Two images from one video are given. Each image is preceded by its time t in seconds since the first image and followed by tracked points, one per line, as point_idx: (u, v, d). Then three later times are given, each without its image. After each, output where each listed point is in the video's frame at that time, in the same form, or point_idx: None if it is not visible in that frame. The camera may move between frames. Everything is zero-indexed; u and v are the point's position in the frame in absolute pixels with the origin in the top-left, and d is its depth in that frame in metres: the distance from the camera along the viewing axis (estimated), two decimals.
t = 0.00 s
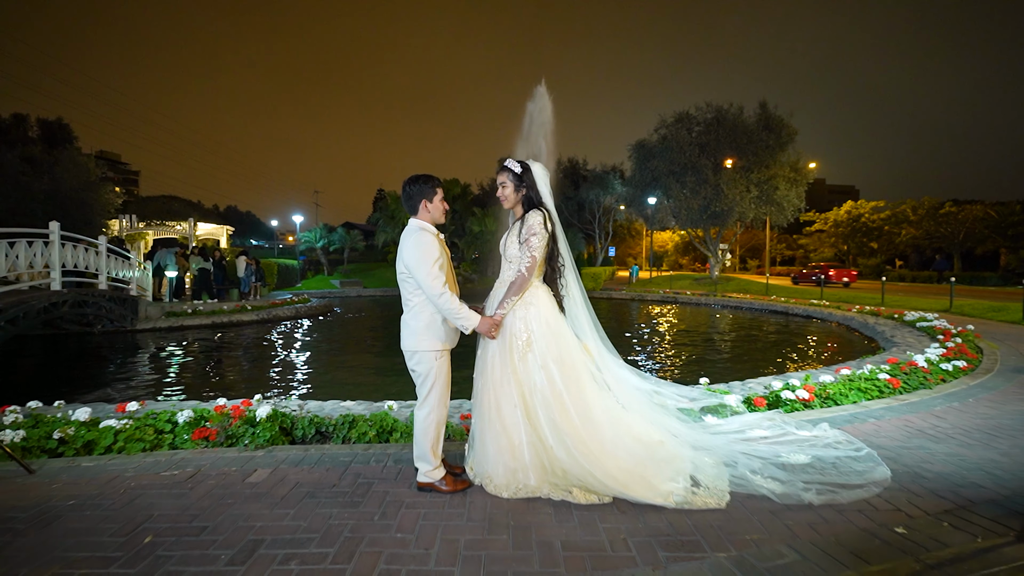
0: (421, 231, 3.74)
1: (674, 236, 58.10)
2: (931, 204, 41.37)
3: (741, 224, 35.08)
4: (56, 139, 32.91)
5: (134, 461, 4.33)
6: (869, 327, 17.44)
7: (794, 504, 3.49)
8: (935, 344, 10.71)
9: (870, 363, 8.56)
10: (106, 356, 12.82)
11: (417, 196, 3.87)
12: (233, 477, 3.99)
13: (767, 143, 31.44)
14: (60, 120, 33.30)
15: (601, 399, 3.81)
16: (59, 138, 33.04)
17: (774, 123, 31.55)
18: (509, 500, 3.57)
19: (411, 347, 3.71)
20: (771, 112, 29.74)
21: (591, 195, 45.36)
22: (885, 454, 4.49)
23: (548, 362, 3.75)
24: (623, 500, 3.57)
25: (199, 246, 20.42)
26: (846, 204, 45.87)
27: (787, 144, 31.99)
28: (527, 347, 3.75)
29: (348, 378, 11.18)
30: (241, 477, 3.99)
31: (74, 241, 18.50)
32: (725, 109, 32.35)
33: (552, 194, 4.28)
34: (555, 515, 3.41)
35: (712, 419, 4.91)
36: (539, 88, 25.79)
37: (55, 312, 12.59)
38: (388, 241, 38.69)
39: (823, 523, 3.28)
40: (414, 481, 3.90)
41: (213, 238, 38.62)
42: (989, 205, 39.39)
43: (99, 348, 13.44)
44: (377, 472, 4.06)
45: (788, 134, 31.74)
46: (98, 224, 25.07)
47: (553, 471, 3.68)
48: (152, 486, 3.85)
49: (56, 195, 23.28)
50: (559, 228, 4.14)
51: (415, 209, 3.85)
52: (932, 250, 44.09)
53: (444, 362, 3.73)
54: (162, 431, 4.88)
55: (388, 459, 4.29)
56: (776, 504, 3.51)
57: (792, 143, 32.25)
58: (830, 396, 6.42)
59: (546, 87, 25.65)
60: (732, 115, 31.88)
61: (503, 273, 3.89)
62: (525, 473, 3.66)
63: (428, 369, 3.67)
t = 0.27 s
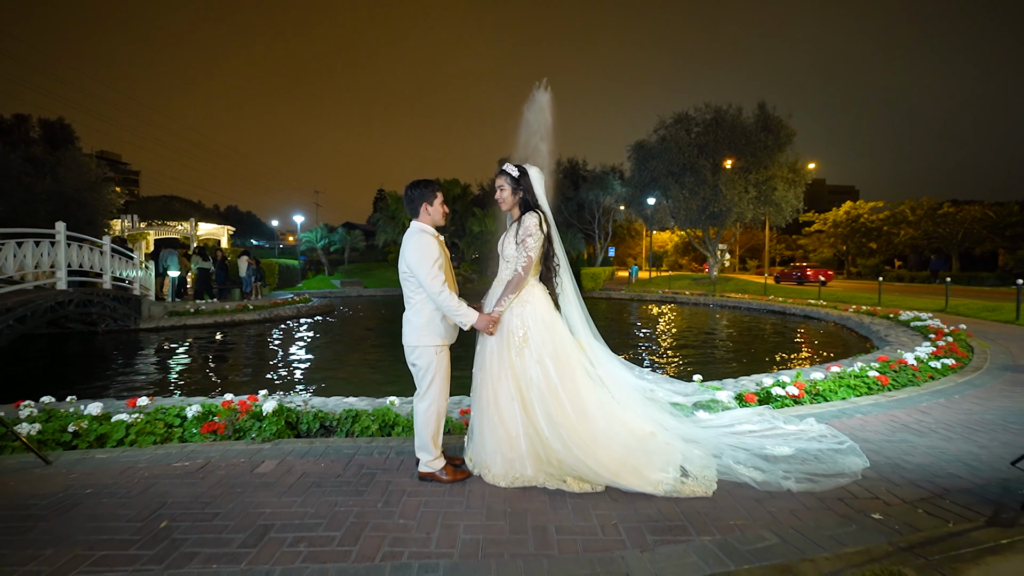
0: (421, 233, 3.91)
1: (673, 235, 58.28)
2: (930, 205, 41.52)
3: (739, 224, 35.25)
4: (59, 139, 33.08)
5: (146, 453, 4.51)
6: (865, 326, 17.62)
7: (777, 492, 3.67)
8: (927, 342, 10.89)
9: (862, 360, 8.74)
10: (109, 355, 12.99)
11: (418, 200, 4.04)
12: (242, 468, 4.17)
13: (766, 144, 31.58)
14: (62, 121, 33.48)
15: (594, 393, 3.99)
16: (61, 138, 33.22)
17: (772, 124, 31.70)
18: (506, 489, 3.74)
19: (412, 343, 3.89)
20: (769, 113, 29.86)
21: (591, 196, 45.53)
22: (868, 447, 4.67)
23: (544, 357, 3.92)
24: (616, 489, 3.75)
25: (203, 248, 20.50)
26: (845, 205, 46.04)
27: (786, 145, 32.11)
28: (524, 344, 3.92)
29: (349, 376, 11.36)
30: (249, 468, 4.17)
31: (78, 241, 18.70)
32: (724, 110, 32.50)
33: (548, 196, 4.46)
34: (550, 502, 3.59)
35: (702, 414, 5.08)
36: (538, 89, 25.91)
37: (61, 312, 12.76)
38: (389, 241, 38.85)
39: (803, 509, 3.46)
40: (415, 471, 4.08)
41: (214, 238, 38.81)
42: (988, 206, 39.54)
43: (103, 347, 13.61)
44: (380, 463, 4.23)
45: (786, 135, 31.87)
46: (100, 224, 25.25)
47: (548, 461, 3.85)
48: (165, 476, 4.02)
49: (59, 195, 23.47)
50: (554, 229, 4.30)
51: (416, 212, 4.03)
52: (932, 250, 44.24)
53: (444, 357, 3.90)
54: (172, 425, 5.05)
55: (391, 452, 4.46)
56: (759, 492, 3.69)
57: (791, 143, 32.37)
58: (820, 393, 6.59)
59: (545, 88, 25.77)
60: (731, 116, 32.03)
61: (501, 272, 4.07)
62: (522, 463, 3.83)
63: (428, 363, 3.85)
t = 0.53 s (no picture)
0: (423, 233, 4.08)
1: (673, 235, 58.40)
2: (928, 205, 41.71)
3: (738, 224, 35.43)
4: (60, 140, 33.22)
5: (158, 445, 4.68)
6: (861, 326, 17.80)
7: (762, 481, 3.85)
8: (920, 341, 11.07)
9: (853, 358, 8.92)
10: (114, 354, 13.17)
11: (420, 202, 4.21)
12: (251, 459, 4.34)
13: (765, 145, 31.72)
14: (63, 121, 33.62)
15: (589, 387, 4.17)
16: (63, 139, 33.37)
17: (771, 125, 31.85)
18: (505, 478, 3.92)
19: (413, 337, 4.06)
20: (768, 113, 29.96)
21: (591, 196, 45.69)
22: (854, 440, 4.84)
23: (541, 352, 4.10)
24: (609, 477, 3.92)
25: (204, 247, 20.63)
26: (844, 205, 46.22)
27: (784, 145, 32.22)
28: (522, 339, 4.10)
29: (351, 375, 11.53)
30: (258, 459, 4.35)
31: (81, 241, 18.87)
32: (723, 110, 32.64)
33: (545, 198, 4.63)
34: (546, 490, 3.77)
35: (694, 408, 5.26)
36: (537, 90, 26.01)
37: (68, 311, 12.94)
38: (389, 241, 39.00)
39: (787, 496, 3.64)
40: (417, 462, 4.26)
41: (216, 238, 38.99)
42: (987, 206, 39.72)
43: (107, 346, 13.78)
44: (383, 454, 4.41)
45: (785, 135, 32.00)
46: (103, 224, 25.41)
47: (545, 451, 4.03)
48: (178, 466, 4.20)
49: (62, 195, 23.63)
50: (551, 230, 4.47)
51: (418, 213, 4.20)
52: (931, 250, 44.42)
53: (444, 350, 4.07)
54: (182, 419, 5.23)
55: (393, 444, 4.64)
56: (745, 480, 3.87)
57: (789, 144, 32.48)
58: (811, 388, 6.77)
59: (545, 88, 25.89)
60: (729, 116, 32.18)
61: (500, 271, 4.24)
62: (520, 453, 4.00)
63: (429, 356, 4.02)
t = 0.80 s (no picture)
0: (424, 233, 4.25)
1: (672, 235, 58.57)
2: (927, 205, 41.89)
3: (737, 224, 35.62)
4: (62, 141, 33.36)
5: (169, 436, 4.86)
6: (857, 325, 17.99)
7: (749, 470, 4.03)
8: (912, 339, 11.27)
9: (846, 355, 9.10)
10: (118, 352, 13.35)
11: (421, 203, 4.37)
12: (260, 450, 4.52)
13: (763, 145, 31.90)
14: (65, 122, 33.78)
15: (584, 381, 4.34)
16: (64, 139, 33.53)
17: (769, 125, 32.03)
18: (504, 467, 4.10)
19: (415, 331, 4.24)
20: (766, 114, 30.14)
21: (591, 196, 45.86)
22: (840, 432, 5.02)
23: (539, 347, 4.27)
24: (603, 467, 4.10)
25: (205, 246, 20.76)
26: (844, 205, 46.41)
27: (783, 146, 32.40)
28: (520, 334, 4.27)
29: (352, 374, 11.72)
30: (266, 450, 4.52)
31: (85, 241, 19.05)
32: (722, 111, 32.80)
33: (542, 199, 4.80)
34: (543, 479, 3.94)
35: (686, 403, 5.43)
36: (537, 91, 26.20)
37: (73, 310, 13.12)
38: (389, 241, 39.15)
39: (772, 484, 3.82)
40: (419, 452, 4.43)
41: (216, 238, 39.16)
42: (985, 206, 39.91)
43: (112, 344, 13.96)
44: (387, 446, 4.59)
45: (783, 136, 32.17)
46: (105, 224, 25.59)
47: (541, 442, 4.20)
48: (190, 456, 4.38)
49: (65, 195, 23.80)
50: (548, 229, 4.64)
51: (419, 214, 4.36)
52: (929, 250, 44.60)
53: (444, 344, 4.25)
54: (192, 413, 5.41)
55: (396, 436, 4.81)
56: (733, 469, 4.06)
57: (788, 144, 32.66)
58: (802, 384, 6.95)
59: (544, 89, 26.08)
60: (728, 117, 32.33)
61: (499, 269, 4.41)
62: (518, 443, 4.18)
63: (430, 349, 4.20)
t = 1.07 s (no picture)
0: (426, 232, 4.42)
1: (672, 235, 58.73)
2: (925, 206, 42.07)
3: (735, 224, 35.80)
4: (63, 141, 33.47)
5: (180, 429, 5.04)
6: (853, 324, 18.16)
7: (736, 459, 4.22)
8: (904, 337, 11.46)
9: (838, 352, 9.29)
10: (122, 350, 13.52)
11: (422, 204, 4.54)
12: (267, 441, 4.70)
13: (761, 146, 32.07)
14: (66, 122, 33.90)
15: (580, 374, 4.52)
16: (66, 140, 33.65)
17: (768, 126, 32.23)
18: (504, 456, 4.28)
19: (417, 326, 4.41)
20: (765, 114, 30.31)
21: (590, 196, 46.03)
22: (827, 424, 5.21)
23: (536, 341, 4.44)
24: (598, 456, 4.28)
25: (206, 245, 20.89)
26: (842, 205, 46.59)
27: (781, 146, 32.59)
28: (519, 329, 4.44)
29: (353, 372, 11.88)
30: (274, 441, 4.70)
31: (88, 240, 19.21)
32: (721, 112, 32.95)
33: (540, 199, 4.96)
34: (541, 467, 4.12)
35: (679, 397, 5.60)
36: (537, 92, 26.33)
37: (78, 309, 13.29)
38: (389, 241, 39.30)
39: (759, 471, 4.00)
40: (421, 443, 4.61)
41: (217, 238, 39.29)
42: (983, 207, 40.10)
43: (116, 343, 14.13)
44: (389, 437, 4.76)
45: (781, 136, 32.35)
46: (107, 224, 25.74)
47: (538, 432, 4.38)
48: (200, 447, 4.56)
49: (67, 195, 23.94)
50: (545, 228, 4.81)
51: (420, 214, 4.54)
52: (928, 250, 44.78)
53: (445, 338, 4.42)
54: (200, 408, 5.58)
55: (398, 428, 4.99)
56: (722, 459, 4.25)
57: (786, 145, 32.85)
58: (793, 380, 7.14)
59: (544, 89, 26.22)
60: (727, 118, 32.48)
61: (498, 267, 4.58)
62: (516, 433, 4.35)
63: (431, 343, 4.37)
